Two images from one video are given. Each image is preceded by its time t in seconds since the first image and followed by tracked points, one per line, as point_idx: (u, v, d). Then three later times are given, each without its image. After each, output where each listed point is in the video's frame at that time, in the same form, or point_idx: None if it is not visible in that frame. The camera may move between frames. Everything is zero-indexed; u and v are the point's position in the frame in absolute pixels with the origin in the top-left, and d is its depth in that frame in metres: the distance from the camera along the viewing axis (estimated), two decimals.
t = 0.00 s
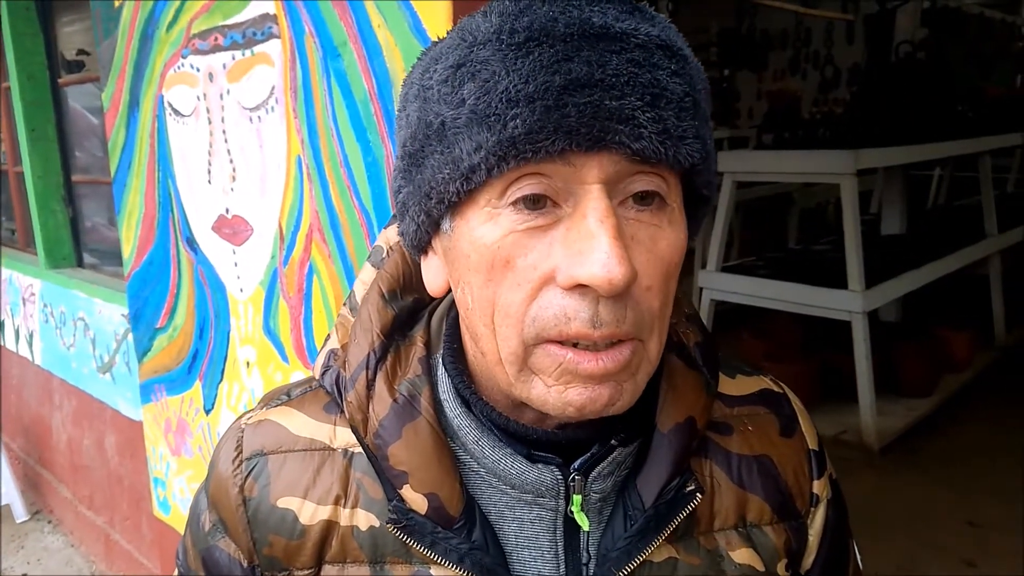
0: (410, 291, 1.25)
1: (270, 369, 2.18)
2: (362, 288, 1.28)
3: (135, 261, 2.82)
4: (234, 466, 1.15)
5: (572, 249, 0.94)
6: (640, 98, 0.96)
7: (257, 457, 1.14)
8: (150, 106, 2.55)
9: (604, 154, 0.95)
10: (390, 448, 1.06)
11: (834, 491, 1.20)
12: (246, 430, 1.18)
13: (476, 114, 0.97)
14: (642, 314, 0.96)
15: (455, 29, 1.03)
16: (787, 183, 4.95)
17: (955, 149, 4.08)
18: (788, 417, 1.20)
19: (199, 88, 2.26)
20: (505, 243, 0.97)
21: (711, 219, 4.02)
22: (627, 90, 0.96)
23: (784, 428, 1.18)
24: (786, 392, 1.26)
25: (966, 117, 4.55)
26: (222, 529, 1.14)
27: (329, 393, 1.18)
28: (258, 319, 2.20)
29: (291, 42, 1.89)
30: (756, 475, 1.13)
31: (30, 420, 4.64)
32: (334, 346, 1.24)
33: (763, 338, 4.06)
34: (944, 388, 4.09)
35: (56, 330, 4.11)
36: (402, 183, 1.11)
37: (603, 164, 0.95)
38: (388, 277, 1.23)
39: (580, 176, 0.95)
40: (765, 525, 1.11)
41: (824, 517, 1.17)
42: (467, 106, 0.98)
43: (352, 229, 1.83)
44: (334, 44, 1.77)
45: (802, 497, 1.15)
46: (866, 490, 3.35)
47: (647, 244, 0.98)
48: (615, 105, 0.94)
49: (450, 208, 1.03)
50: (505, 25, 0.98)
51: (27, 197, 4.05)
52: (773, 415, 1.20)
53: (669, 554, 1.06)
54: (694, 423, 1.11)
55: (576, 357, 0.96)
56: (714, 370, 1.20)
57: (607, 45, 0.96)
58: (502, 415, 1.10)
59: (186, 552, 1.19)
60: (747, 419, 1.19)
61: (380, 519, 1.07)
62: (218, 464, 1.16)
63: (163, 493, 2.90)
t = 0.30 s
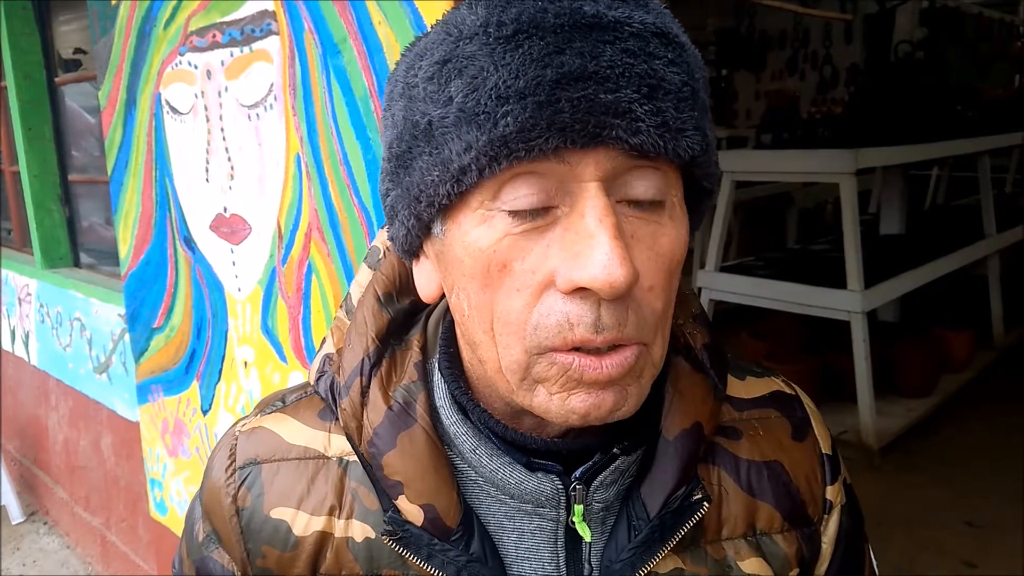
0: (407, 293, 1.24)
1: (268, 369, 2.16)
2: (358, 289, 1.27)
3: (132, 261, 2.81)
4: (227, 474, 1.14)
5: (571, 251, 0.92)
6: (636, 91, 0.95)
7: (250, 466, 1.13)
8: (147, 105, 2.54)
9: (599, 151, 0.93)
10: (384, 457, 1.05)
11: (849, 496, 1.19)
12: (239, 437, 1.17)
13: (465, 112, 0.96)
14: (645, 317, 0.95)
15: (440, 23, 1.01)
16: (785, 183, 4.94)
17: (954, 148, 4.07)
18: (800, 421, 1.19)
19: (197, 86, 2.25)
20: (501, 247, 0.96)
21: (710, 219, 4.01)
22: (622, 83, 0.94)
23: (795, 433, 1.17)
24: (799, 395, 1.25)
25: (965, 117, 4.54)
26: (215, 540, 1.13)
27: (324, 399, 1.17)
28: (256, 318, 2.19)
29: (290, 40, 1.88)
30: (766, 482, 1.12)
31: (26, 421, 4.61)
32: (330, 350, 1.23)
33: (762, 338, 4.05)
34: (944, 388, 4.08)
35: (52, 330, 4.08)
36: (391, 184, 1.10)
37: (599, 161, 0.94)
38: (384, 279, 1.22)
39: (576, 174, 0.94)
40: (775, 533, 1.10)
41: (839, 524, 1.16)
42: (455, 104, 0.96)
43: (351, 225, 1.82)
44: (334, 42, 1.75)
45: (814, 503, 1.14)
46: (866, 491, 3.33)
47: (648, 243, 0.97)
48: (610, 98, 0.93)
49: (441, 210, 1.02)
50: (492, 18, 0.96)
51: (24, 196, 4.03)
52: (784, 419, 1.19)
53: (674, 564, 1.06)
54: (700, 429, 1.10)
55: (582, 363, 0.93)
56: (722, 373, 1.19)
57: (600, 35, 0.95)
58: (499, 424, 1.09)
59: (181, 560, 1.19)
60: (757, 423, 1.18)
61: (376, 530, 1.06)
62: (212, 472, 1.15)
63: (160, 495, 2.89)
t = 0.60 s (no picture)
0: (416, 296, 1.24)
1: (269, 370, 2.16)
2: (367, 291, 1.27)
3: (130, 262, 2.80)
4: (233, 479, 1.13)
5: (594, 259, 0.92)
6: (666, 96, 0.94)
7: (258, 470, 1.12)
8: (146, 105, 2.53)
9: (627, 158, 0.93)
10: (396, 463, 1.04)
11: (857, 501, 1.19)
12: (245, 441, 1.16)
13: (489, 116, 0.95)
14: (670, 324, 0.95)
15: (460, 23, 1.00)
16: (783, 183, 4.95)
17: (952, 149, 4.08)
18: (811, 427, 1.20)
19: (196, 86, 2.24)
20: (522, 253, 0.95)
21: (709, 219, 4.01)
22: (651, 88, 0.94)
23: (807, 439, 1.18)
24: (810, 401, 1.25)
25: (962, 118, 4.55)
26: (221, 545, 1.12)
27: (333, 403, 1.17)
28: (256, 320, 2.18)
29: (290, 39, 1.87)
30: (778, 488, 1.12)
31: (23, 422, 4.60)
32: (337, 352, 1.23)
33: (762, 338, 4.05)
34: (941, 389, 4.09)
35: (49, 331, 4.07)
36: (406, 187, 1.09)
37: (626, 168, 0.93)
38: (392, 281, 1.21)
39: (601, 181, 0.93)
40: (788, 540, 1.10)
41: (849, 531, 1.16)
42: (478, 108, 0.96)
43: (353, 227, 1.82)
44: (334, 41, 1.75)
45: (826, 510, 1.14)
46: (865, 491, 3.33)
47: (673, 250, 0.96)
48: (639, 104, 0.92)
49: (460, 216, 1.01)
50: (517, 19, 0.95)
51: (21, 197, 4.01)
52: (795, 425, 1.19)
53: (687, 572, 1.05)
54: (715, 435, 1.10)
55: (598, 375, 0.94)
56: (736, 378, 1.18)
57: (628, 39, 0.94)
58: (515, 430, 1.09)
59: (185, 563, 1.18)
60: (768, 429, 1.18)
61: (388, 537, 1.06)
62: (217, 476, 1.15)
63: (159, 496, 2.88)
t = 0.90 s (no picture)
0: (422, 299, 1.23)
1: (267, 370, 2.16)
2: (373, 294, 1.27)
3: (130, 262, 2.80)
4: (242, 483, 1.13)
5: (600, 265, 0.92)
6: (674, 103, 0.94)
7: (265, 474, 1.12)
8: (145, 105, 2.53)
9: (634, 163, 0.93)
10: (403, 467, 1.05)
11: (864, 501, 1.19)
12: (252, 445, 1.16)
13: (496, 122, 0.95)
14: (675, 330, 0.95)
15: (469, 26, 1.00)
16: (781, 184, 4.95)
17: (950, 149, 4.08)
18: (818, 426, 1.19)
19: (196, 87, 2.24)
20: (527, 258, 0.95)
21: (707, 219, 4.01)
22: (659, 94, 0.94)
23: (814, 439, 1.17)
24: (816, 400, 1.25)
25: (959, 118, 4.56)
26: (230, 549, 1.13)
27: (339, 406, 1.17)
28: (256, 320, 2.18)
29: (290, 39, 1.87)
30: (785, 489, 1.12)
31: (21, 423, 4.60)
32: (343, 355, 1.23)
33: (760, 338, 4.05)
34: (939, 388, 4.10)
35: (47, 332, 4.06)
36: (412, 190, 1.09)
37: (633, 174, 0.93)
38: (399, 283, 1.21)
39: (607, 187, 0.93)
40: (795, 541, 1.11)
41: (856, 531, 1.16)
42: (485, 113, 0.96)
43: (354, 230, 1.82)
44: (334, 41, 1.75)
45: (833, 510, 1.14)
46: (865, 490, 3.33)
47: (679, 255, 0.96)
48: (647, 111, 0.92)
49: (466, 219, 1.01)
50: (526, 23, 0.95)
51: (19, 197, 4.00)
52: (803, 425, 1.19)
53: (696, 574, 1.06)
54: (722, 437, 1.10)
55: (603, 378, 0.94)
56: (743, 378, 1.18)
57: (637, 44, 0.94)
58: (522, 433, 1.09)
59: (193, 566, 1.19)
60: (775, 429, 1.18)
61: (395, 540, 1.06)
62: (225, 479, 1.15)
63: (158, 497, 2.88)
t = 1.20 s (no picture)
0: (430, 304, 1.23)
1: (264, 371, 2.15)
2: (380, 298, 1.27)
3: (126, 263, 2.79)
4: (250, 486, 1.13)
5: (620, 297, 0.92)
6: (699, 138, 0.94)
7: (274, 477, 1.12)
8: (141, 106, 2.52)
9: (656, 198, 0.92)
10: (412, 471, 1.04)
11: (869, 505, 1.19)
12: (260, 449, 1.16)
13: (517, 152, 0.94)
14: (688, 359, 0.95)
15: (490, 48, 0.99)
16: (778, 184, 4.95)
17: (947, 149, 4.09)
18: (822, 431, 1.20)
19: (192, 88, 2.24)
20: (546, 286, 0.95)
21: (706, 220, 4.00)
22: (685, 130, 0.93)
23: (818, 442, 1.17)
24: (820, 405, 1.25)
25: (955, 118, 4.56)
26: (239, 553, 1.13)
27: (347, 410, 1.17)
28: (252, 322, 2.18)
29: (287, 41, 1.87)
30: (790, 493, 1.12)
31: (17, 424, 4.58)
32: (352, 359, 1.24)
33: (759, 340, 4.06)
34: (936, 389, 4.10)
35: (44, 333, 4.05)
36: (425, 205, 1.09)
37: (655, 209, 0.93)
38: (406, 288, 1.21)
39: (630, 222, 0.93)
40: (800, 544, 1.10)
41: (860, 535, 1.16)
42: (506, 142, 0.95)
43: (350, 230, 1.81)
44: (331, 43, 1.75)
45: (837, 513, 1.13)
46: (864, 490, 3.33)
47: (696, 283, 0.96)
48: (672, 147, 0.91)
49: (482, 242, 1.01)
50: (549, 52, 0.94)
51: (15, 198, 4.00)
52: (807, 429, 1.19)
53: None
54: (728, 442, 1.10)
55: (617, 405, 0.95)
56: (749, 386, 1.19)
57: (663, 77, 0.93)
58: (529, 441, 1.08)
59: (201, 568, 1.18)
60: (780, 434, 1.19)
61: (405, 543, 1.07)
62: (233, 483, 1.15)
63: (154, 499, 2.87)
